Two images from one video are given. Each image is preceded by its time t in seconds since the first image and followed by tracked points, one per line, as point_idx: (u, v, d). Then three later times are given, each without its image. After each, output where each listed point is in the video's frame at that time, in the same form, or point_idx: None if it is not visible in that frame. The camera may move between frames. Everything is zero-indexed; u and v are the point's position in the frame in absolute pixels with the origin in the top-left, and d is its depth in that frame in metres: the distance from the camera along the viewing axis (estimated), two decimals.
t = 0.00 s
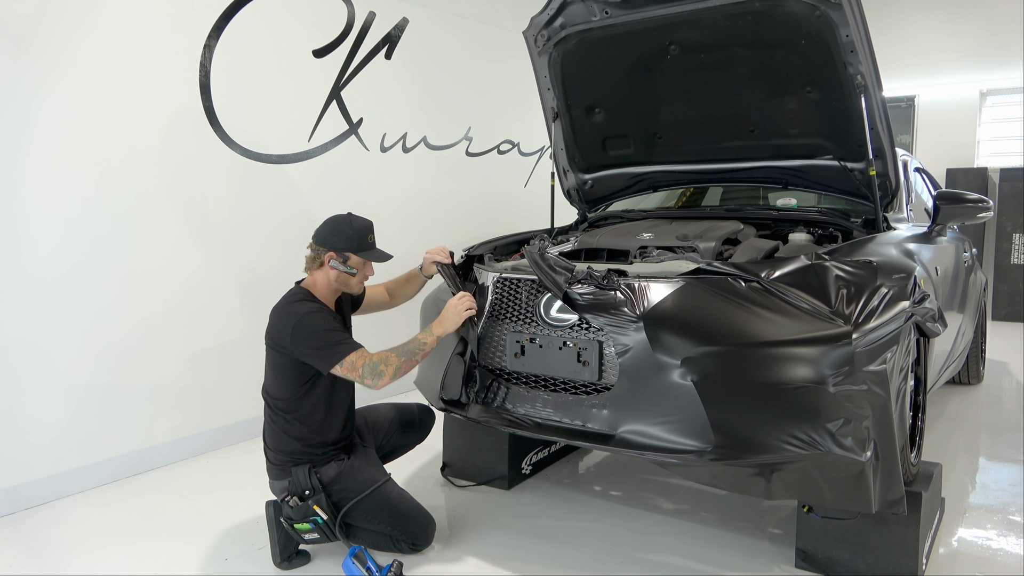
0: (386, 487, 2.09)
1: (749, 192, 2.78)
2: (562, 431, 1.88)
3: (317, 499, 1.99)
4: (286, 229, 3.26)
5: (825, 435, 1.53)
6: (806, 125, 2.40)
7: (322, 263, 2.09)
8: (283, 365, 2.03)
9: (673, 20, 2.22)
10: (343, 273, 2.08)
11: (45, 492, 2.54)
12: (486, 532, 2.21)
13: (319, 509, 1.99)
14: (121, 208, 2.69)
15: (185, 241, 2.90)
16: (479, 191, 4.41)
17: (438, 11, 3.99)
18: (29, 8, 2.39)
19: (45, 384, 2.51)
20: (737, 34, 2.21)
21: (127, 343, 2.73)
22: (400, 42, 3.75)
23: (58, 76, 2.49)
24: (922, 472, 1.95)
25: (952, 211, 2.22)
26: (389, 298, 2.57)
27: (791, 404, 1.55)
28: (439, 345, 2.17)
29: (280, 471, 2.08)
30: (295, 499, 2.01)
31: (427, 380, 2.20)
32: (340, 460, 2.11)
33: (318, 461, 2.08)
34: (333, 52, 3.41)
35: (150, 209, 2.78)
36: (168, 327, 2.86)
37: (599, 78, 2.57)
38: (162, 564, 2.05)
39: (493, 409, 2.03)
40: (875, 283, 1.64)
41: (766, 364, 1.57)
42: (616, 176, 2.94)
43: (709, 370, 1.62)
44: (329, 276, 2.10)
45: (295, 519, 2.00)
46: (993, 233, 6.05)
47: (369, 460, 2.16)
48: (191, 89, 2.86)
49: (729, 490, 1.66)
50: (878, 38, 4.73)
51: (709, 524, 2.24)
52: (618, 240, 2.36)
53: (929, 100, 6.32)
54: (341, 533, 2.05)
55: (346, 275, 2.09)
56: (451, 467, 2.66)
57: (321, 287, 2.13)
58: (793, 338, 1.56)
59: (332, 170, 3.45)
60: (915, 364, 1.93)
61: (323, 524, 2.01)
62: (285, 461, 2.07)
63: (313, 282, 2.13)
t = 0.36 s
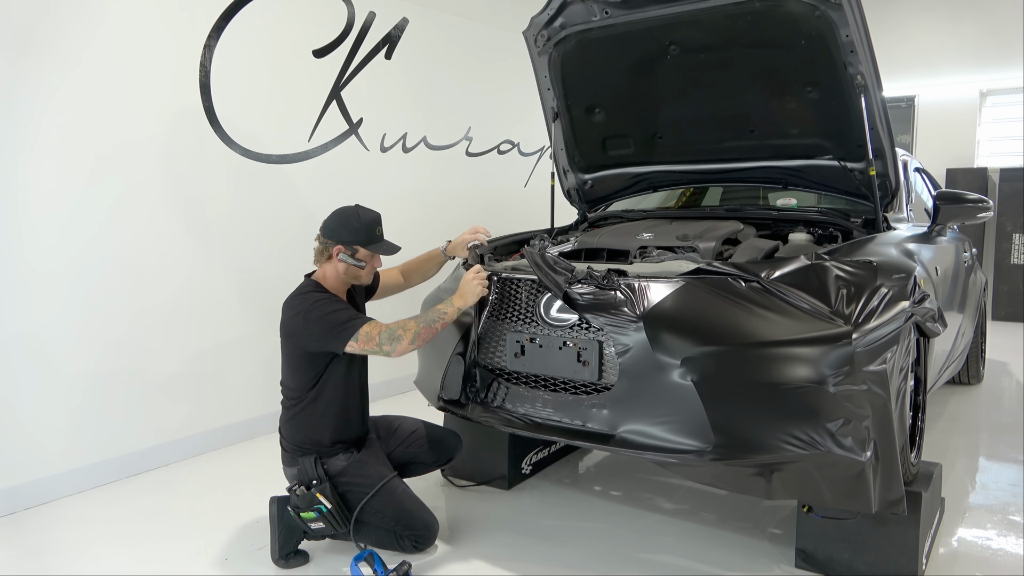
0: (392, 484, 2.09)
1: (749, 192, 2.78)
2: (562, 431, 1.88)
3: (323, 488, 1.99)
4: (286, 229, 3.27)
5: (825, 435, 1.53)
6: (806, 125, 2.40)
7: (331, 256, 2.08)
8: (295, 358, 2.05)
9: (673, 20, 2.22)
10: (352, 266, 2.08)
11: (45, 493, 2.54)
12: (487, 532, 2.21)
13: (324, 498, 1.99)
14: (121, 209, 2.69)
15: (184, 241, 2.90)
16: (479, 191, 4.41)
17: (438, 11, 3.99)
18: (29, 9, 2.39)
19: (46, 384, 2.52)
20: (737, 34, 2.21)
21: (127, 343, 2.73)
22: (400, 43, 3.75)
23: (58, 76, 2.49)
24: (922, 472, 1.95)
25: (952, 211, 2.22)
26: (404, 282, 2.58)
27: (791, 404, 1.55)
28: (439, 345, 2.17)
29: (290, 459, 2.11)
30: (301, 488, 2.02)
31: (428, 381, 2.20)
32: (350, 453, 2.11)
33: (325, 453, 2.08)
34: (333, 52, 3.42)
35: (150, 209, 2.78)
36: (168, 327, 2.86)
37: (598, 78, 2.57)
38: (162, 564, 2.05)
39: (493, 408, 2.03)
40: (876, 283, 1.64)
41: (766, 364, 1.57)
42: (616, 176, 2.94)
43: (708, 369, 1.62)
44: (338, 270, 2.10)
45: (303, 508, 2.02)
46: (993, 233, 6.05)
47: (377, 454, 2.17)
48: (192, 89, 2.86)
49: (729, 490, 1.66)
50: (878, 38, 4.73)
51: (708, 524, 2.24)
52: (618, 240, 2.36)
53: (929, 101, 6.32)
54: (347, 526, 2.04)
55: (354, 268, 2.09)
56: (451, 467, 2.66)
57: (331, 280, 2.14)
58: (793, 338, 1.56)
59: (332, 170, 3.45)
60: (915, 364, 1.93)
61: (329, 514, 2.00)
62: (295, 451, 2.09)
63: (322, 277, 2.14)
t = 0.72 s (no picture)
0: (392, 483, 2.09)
1: (749, 192, 2.78)
2: (562, 431, 1.88)
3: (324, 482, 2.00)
4: (286, 229, 3.27)
5: (825, 435, 1.53)
6: (806, 125, 2.40)
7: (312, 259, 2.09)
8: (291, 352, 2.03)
9: (673, 20, 2.22)
10: (332, 263, 2.07)
11: (45, 493, 2.54)
12: (487, 532, 2.21)
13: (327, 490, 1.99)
14: (121, 209, 2.69)
15: (184, 241, 2.90)
16: (479, 190, 4.41)
17: (438, 11, 3.99)
18: (29, 9, 2.39)
19: (46, 383, 2.52)
20: (736, 34, 2.21)
21: (127, 343, 2.73)
22: (400, 42, 3.75)
23: (57, 76, 2.49)
24: (923, 472, 1.95)
25: (952, 211, 2.22)
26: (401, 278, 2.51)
27: (791, 404, 1.55)
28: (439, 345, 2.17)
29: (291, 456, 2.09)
30: (303, 484, 2.02)
31: (428, 381, 2.20)
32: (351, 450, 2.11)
33: (326, 450, 2.07)
34: (333, 52, 3.42)
35: (150, 209, 2.78)
36: (168, 327, 2.86)
37: (598, 78, 2.57)
38: (162, 564, 2.05)
39: (493, 408, 2.03)
40: (875, 283, 1.64)
41: (766, 363, 1.57)
42: (616, 176, 2.94)
43: (708, 369, 1.62)
44: (322, 270, 2.10)
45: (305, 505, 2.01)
46: (993, 233, 6.05)
47: (377, 452, 2.16)
48: (192, 89, 2.86)
49: (729, 490, 1.66)
50: (878, 38, 4.73)
51: (708, 524, 2.24)
52: (618, 240, 2.36)
53: (929, 101, 6.32)
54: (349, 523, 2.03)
55: (336, 265, 2.08)
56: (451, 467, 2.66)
57: (321, 283, 2.14)
58: (793, 338, 1.56)
59: (332, 170, 3.45)
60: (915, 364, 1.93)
61: (331, 508, 1.99)
62: (296, 448, 2.07)
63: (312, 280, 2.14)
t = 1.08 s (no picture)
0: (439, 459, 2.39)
1: (749, 192, 2.78)
2: (562, 431, 1.87)
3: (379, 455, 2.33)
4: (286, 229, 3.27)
5: (825, 435, 1.53)
6: (805, 125, 2.40)
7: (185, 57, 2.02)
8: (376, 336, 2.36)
9: (672, 20, 2.22)
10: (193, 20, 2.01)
11: (44, 493, 2.54)
12: (487, 532, 2.21)
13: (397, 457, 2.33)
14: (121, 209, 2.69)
15: (184, 241, 2.90)
16: (479, 190, 4.41)
17: (438, 11, 3.99)
18: (29, 9, 2.39)
19: (47, 384, 2.52)
20: (736, 34, 2.21)
21: (127, 343, 2.73)
22: (400, 42, 3.75)
23: (58, 76, 2.49)
24: (923, 472, 1.95)
25: (952, 211, 2.22)
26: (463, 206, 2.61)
27: (791, 405, 1.55)
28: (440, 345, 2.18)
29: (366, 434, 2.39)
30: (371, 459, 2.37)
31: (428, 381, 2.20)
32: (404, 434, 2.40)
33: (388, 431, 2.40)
34: (333, 52, 3.41)
35: (150, 209, 2.78)
36: (168, 327, 2.86)
37: (598, 78, 2.57)
38: (163, 564, 2.05)
39: (493, 408, 2.03)
40: (875, 283, 1.64)
41: (766, 363, 1.57)
42: (616, 176, 2.94)
43: (708, 369, 1.62)
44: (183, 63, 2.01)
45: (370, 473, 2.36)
46: (993, 233, 6.05)
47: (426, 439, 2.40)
48: (192, 89, 2.86)
49: (729, 490, 1.66)
50: (879, 37, 4.73)
51: (708, 524, 2.24)
52: (618, 240, 2.36)
53: (929, 101, 6.32)
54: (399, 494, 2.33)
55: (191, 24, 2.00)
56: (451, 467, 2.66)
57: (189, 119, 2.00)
58: (793, 338, 1.56)
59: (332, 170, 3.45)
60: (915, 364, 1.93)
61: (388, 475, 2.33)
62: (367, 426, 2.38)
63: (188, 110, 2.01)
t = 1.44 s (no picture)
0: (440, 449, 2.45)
1: (749, 192, 2.78)
2: (562, 431, 1.87)
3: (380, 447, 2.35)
4: (286, 229, 3.27)
5: (825, 435, 1.53)
6: (806, 125, 2.40)
7: None
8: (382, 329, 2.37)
9: (672, 20, 2.22)
10: None
11: (44, 493, 2.54)
12: (487, 532, 2.21)
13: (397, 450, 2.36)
14: (120, 208, 2.69)
15: (184, 241, 2.90)
16: (479, 190, 4.41)
17: (437, 11, 3.99)
18: (29, 9, 2.39)
19: (47, 384, 2.52)
20: (736, 34, 2.21)
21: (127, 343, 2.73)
22: (400, 43, 3.75)
23: (58, 76, 2.49)
24: (923, 472, 1.95)
25: (952, 211, 2.22)
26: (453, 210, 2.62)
27: (791, 405, 1.55)
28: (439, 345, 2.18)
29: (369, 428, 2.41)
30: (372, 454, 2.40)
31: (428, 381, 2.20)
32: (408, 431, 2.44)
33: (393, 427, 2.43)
34: (333, 53, 3.41)
35: (149, 208, 2.78)
36: (168, 327, 2.86)
37: (598, 78, 2.57)
38: (162, 564, 2.05)
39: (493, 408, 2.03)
40: (876, 283, 1.64)
41: (766, 363, 1.57)
42: (616, 176, 2.94)
43: (709, 369, 1.62)
44: None
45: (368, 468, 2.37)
46: (993, 233, 6.05)
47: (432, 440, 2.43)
48: (192, 89, 2.86)
49: (729, 490, 1.66)
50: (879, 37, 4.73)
51: (708, 524, 2.24)
52: (618, 240, 2.36)
53: (929, 100, 6.32)
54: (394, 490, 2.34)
55: None
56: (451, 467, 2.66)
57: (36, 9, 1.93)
58: (793, 338, 1.56)
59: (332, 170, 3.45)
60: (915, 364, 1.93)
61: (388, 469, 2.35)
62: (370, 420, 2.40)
63: None
